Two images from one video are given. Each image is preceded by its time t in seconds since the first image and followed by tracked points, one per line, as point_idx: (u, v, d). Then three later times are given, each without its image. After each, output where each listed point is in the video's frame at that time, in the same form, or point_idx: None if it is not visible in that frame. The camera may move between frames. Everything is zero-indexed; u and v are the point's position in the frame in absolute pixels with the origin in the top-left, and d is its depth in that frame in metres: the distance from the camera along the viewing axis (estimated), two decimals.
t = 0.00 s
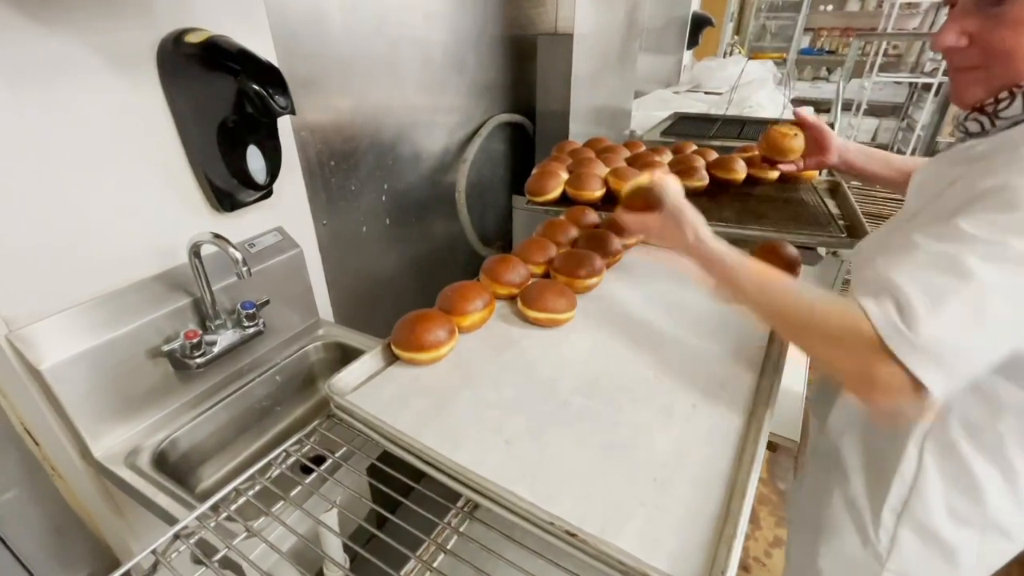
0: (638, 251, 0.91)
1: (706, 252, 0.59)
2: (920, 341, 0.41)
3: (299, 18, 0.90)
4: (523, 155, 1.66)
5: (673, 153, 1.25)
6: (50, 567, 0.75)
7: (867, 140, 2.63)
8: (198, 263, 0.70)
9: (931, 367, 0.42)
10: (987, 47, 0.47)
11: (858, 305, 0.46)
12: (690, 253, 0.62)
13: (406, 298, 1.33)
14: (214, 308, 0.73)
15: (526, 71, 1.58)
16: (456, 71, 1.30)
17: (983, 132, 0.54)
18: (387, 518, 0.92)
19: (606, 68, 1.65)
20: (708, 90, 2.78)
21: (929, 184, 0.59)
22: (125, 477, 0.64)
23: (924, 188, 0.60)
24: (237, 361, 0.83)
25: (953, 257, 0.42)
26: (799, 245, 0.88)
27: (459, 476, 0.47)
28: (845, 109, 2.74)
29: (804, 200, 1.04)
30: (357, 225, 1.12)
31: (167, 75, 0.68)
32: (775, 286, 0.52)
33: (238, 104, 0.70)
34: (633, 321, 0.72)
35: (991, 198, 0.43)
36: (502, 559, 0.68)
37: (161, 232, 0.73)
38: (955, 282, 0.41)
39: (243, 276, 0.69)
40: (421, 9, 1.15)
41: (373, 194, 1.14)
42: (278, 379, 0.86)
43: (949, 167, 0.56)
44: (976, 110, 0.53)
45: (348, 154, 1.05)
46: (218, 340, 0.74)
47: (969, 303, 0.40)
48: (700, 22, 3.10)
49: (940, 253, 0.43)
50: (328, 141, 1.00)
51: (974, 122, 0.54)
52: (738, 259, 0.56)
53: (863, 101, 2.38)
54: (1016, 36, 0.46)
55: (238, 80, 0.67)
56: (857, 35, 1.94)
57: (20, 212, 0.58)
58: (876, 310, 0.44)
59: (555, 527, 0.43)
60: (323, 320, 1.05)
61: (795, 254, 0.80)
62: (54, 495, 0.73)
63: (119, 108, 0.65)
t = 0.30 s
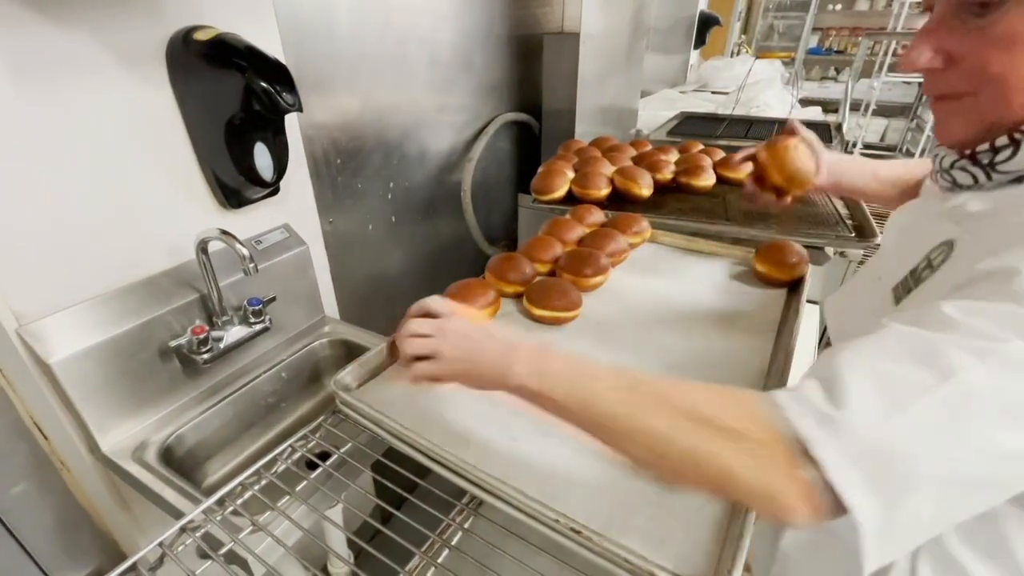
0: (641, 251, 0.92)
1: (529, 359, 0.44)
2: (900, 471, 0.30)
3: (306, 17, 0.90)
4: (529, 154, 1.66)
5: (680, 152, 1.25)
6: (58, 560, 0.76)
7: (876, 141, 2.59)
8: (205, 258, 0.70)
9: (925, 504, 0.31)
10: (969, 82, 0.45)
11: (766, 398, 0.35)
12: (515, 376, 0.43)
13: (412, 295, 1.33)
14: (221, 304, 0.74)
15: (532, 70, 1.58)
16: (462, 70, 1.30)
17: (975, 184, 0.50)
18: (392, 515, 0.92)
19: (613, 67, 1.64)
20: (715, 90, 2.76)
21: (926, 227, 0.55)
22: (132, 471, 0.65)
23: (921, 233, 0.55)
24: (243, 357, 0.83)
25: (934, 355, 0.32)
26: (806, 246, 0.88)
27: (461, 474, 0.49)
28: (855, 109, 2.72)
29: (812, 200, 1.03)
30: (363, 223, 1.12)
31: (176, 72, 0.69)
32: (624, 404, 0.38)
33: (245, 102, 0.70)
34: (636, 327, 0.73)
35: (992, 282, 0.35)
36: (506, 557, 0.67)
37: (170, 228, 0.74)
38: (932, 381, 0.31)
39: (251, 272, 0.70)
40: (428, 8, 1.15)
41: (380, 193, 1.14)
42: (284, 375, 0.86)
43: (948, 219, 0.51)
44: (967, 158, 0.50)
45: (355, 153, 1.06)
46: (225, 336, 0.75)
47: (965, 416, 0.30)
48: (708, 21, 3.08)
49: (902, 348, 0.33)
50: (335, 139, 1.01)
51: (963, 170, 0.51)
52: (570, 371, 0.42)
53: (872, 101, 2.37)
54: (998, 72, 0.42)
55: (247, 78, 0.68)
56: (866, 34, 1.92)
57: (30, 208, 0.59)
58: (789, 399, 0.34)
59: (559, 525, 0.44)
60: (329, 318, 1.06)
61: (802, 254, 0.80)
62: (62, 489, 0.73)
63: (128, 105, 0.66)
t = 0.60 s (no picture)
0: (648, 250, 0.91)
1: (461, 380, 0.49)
2: (793, 513, 0.33)
3: (312, 16, 0.90)
4: (534, 153, 1.66)
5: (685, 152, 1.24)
6: (63, 558, 0.76)
7: (881, 141, 2.58)
8: (210, 257, 0.70)
9: (830, 552, 0.33)
10: (960, 96, 0.38)
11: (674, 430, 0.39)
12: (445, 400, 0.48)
13: (416, 295, 1.33)
14: (225, 303, 0.74)
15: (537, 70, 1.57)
16: (467, 70, 1.30)
17: (968, 222, 0.44)
18: (395, 514, 0.92)
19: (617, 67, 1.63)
20: (719, 91, 2.75)
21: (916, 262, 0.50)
22: (137, 469, 0.65)
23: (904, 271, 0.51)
24: (247, 356, 0.83)
25: (865, 408, 0.34)
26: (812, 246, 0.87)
27: (466, 475, 0.49)
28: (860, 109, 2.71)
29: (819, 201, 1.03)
30: (367, 223, 1.12)
31: (182, 70, 0.69)
32: (537, 431, 0.42)
33: (250, 100, 0.70)
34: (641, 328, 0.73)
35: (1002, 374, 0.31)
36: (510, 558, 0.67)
37: (175, 227, 0.74)
38: (858, 436, 0.33)
39: (256, 271, 0.70)
40: (432, 8, 1.15)
41: (384, 192, 1.14)
42: (288, 374, 0.86)
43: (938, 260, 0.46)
44: (958, 192, 0.44)
45: (359, 152, 1.06)
46: (229, 334, 0.75)
47: (873, 473, 0.32)
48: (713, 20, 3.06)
49: (836, 393, 0.35)
50: (339, 138, 1.01)
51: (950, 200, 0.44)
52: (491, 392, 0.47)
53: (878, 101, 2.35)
54: (992, 85, 0.35)
55: (251, 77, 0.67)
56: (873, 34, 1.91)
57: (35, 206, 0.59)
58: (700, 437, 0.37)
59: (564, 526, 0.44)
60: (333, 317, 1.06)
61: (807, 255, 0.80)
62: (67, 487, 0.74)
63: (134, 104, 0.66)
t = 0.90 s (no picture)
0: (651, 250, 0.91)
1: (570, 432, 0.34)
2: None
3: (315, 16, 0.90)
4: (536, 153, 1.66)
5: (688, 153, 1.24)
6: (66, 557, 0.76)
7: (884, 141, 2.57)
8: (214, 257, 0.70)
9: None
10: (968, 95, 0.38)
11: None
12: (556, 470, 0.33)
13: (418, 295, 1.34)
14: (229, 303, 0.74)
15: (540, 70, 1.58)
16: (470, 70, 1.30)
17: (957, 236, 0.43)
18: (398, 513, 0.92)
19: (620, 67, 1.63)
20: (721, 91, 2.74)
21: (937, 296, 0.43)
22: (142, 469, 0.65)
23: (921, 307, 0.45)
24: (251, 356, 0.83)
25: None
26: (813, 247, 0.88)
27: (470, 474, 0.49)
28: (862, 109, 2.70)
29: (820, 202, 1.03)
30: (370, 222, 1.12)
31: (186, 70, 0.69)
32: None
33: (254, 101, 0.70)
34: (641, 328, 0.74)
35: None
36: (512, 558, 0.67)
37: (179, 226, 0.74)
38: None
39: (260, 272, 0.70)
40: (436, 8, 1.15)
41: (387, 192, 1.14)
42: (291, 374, 0.86)
43: (976, 291, 0.40)
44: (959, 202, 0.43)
45: (362, 152, 1.06)
46: (232, 334, 0.75)
47: None
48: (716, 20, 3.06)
49: None
50: (342, 139, 1.01)
51: (966, 205, 0.42)
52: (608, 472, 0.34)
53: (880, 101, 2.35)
54: (1003, 85, 0.35)
55: (256, 77, 0.67)
56: (875, 33, 1.91)
57: (41, 206, 0.59)
58: None
59: (568, 526, 0.44)
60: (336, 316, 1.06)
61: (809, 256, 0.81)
62: (72, 485, 0.74)
63: (140, 106, 0.66)
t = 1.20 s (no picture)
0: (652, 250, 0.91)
1: (707, 414, 0.40)
2: None
3: (316, 17, 0.90)
4: (537, 153, 1.66)
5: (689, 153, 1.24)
6: (68, 556, 0.76)
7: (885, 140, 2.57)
8: (216, 257, 0.70)
9: None
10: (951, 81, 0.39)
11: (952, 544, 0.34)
12: (698, 431, 0.39)
13: (420, 294, 1.34)
14: (230, 303, 0.74)
15: (541, 70, 1.57)
16: (470, 70, 1.30)
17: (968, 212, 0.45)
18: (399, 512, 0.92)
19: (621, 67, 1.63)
20: (722, 91, 2.74)
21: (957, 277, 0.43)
22: (144, 468, 0.65)
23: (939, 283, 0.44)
24: (251, 356, 0.83)
25: None
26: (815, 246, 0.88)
27: (473, 472, 0.48)
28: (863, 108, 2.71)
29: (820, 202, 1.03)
30: (371, 222, 1.12)
31: (188, 71, 0.69)
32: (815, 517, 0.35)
33: (257, 100, 0.70)
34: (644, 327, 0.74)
35: None
36: (513, 556, 0.67)
37: (181, 226, 0.74)
38: None
39: (262, 271, 0.70)
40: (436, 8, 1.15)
41: (387, 192, 1.14)
42: (292, 373, 0.86)
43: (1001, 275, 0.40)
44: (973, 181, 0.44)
45: (363, 152, 1.06)
46: (234, 334, 0.75)
47: None
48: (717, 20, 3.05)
49: None
50: (343, 139, 1.01)
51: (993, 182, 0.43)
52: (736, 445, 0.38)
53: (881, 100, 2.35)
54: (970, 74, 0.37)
55: (258, 77, 0.67)
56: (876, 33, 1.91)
57: (43, 206, 0.59)
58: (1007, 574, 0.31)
59: (570, 526, 0.43)
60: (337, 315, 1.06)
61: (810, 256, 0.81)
62: (75, 485, 0.74)
63: (141, 106, 0.66)
